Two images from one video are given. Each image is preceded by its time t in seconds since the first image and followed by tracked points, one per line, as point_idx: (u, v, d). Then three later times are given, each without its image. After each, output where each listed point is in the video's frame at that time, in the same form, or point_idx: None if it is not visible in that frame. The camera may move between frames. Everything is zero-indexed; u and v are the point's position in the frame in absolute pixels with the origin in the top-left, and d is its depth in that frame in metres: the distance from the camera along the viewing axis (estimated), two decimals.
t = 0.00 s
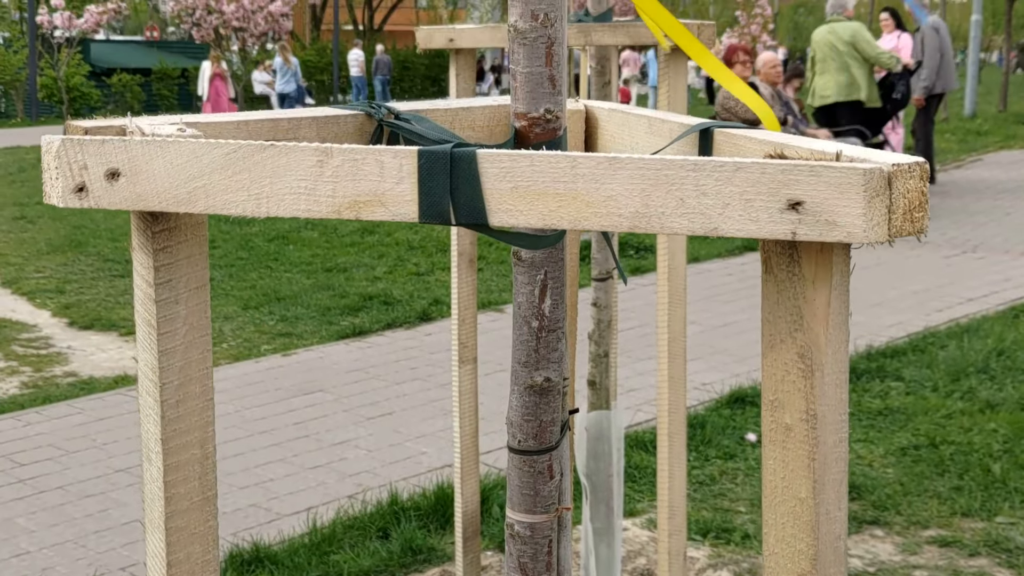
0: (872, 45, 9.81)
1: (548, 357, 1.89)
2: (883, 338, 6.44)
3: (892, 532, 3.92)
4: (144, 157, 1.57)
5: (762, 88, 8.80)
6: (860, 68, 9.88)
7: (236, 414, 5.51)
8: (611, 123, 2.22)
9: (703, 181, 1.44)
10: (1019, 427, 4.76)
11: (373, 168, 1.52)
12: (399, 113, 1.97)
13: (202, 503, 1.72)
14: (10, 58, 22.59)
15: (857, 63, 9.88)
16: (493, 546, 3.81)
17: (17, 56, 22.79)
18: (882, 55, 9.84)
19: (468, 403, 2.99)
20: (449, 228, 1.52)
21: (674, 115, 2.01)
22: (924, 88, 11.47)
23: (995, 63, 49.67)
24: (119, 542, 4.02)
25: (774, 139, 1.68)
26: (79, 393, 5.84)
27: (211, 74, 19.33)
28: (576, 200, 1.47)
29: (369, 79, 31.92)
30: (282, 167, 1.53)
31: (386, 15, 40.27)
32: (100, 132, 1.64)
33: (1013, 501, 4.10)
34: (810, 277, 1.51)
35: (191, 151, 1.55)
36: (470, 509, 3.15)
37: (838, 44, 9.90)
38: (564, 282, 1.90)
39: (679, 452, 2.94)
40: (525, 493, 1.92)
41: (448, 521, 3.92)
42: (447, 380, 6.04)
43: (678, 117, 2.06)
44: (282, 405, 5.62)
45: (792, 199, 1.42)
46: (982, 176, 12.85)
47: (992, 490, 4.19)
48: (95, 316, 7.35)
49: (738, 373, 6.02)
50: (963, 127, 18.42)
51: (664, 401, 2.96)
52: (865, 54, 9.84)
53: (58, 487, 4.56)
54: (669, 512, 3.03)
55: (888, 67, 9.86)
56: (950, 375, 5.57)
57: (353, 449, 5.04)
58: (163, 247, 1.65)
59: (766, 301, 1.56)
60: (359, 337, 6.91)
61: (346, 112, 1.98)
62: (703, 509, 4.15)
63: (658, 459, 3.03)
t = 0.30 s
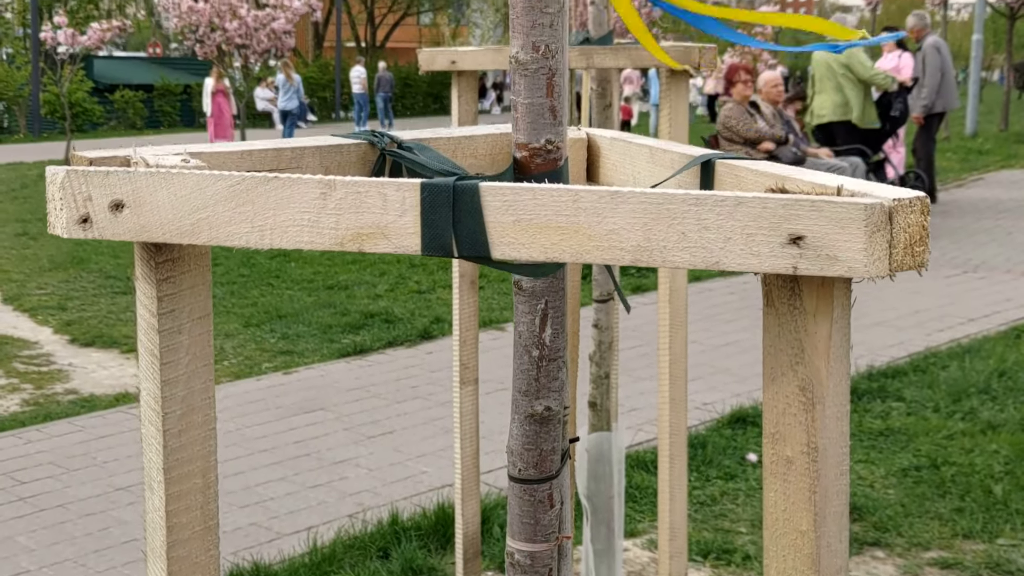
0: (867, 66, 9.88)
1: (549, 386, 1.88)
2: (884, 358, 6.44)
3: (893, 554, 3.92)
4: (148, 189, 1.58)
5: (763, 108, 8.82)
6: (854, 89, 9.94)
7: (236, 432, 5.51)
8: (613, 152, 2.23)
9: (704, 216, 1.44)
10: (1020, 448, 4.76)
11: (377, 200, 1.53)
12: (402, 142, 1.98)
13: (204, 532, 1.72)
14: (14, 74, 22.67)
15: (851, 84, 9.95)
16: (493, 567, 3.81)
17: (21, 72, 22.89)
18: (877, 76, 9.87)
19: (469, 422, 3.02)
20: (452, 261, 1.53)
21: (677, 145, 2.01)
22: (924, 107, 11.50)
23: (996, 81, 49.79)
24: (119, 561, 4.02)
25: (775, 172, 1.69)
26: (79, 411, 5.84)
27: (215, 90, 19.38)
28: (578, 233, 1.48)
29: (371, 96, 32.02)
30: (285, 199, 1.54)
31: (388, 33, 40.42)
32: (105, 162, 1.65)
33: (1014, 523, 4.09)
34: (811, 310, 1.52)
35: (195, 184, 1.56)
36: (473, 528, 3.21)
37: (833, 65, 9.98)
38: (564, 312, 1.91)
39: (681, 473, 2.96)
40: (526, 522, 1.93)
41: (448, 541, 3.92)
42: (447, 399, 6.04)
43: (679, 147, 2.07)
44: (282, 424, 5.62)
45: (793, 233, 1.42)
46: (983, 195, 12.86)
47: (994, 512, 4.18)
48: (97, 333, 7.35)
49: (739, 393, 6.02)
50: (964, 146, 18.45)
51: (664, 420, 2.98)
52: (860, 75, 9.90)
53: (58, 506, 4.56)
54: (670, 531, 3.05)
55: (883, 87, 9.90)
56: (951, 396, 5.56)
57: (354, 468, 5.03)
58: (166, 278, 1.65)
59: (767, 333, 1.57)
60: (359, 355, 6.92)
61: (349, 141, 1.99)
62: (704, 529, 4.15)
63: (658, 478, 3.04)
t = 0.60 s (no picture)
0: (868, 81, 9.85)
1: (548, 410, 1.89)
2: (885, 372, 6.43)
3: (895, 569, 3.91)
4: (144, 211, 1.58)
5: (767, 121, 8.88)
6: (855, 104, 9.92)
7: (236, 446, 5.50)
8: (611, 172, 2.23)
9: (700, 241, 1.45)
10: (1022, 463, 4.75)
11: (373, 224, 1.53)
12: (401, 163, 1.99)
13: (199, 554, 1.72)
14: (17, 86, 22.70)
15: (853, 99, 9.95)
16: None
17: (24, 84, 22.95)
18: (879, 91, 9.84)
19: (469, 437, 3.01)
20: (448, 284, 1.53)
21: (673, 167, 2.01)
22: (927, 121, 11.52)
23: (998, 94, 49.86)
24: None
25: (772, 196, 1.70)
26: (81, 424, 5.84)
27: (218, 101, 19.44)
28: (574, 257, 1.48)
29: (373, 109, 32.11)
30: (282, 222, 1.54)
31: (390, 46, 40.46)
32: (102, 186, 1.66)
33: (1016, 539, 4.08)
34: (807, 334, 1.52)
35: (192, 207, 1.57)
36: (473, 545, 3.22)
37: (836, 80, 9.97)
38: (563, 332, 1.92)
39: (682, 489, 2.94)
40: (523, 544, 1.93)
41: (449, 555, 3.91)
42: (448, 413, 6.03)
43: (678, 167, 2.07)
44: (283, 437, 5.63)
45: (788, 259, 1.43)
46: (986, 209, 12.86)
47: (995, 527, 4.18)
48: (98, 345, 7.36)
49: (740, 407, 6.01)
50: (965, 159, 18.45)
51: (664, 434, 2.96)
52: (862, 90, 9.88)
53: (59, 519, 4.56)
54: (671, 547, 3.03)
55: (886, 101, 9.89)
56: (952, 411, 5.56)
57: (354, 482, 5.03)
58: (163, 300, 1.65)
59: (763, 356, 1.57)
60: (360, 369, 6.91)
61: (347, 163, 2.00)
62: (704, 544, 4.15)
63: (659, 494, 3.04)
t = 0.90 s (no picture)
0: (878, 94, 9.83)
1: (548, 428, 1.89)
2: (885, 386, 6.41)
3: None
4: (143, 232, 1.59)
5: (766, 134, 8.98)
6: (866, 118, 9.91)
7: (236, 458, 5.50)
8: (609, 191, 2.23)
9: (698, 263, 1.45)
10: (1022, 477, 4.75)
11: (372, 245, 1.53)
12: (399, 182, 2.00)
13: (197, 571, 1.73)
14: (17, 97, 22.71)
15: (862, 112, 9.92)
16: None
17: (24, 96, 22.96)
18: (890, 105, 9.85)
19: (469, 453, 3.01)
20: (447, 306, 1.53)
21: (673, 186, 2.02)
22: (928, 134, 11.50)
23: (996, 106, 49.95)
24: None
25: (771, 217, 1.70)
26: (80, 436, 5.84)
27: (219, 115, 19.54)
28: (572, 278, 1.48)
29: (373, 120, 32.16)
30: (281, 244, 1.55)
31: (390, 57, 40.49)
32: (100, 205, 1.66)
33: (1015, 553, 4.08)
34: (804, 354, 1.52)
35: (190, 227, 1.57)
36: (472, 559, 3.21)
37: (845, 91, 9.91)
38: (563, 353, 1.92)
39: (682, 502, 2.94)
40: (524, 563, 1.94)
41: (449, 569, 3.90)
42: (448, 426, 6.03)
43: (677, 185, 2.07)
44: (283, 450, 5.62)
45: (787, 281, 1.43)
46: (986, 221, 12.87)
47: (995, 541, 4.17)
48: (98, 357, 7.36)
49: (739, 421, 6.01)
50: (966, 172, 18.45)
51: (665, 449, 2.96)
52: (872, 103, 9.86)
53: (58, 532, 4.55)
54: (671, 563, 3.02)
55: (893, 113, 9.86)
56: (952, 425, 5.56)
57: (354, 495, 5.03)
58: (162, 319, 1.66)
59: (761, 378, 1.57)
60: (360, 382, 6.91)
61: (346, 181, 2.00)
62: (704, 558, 4.14)
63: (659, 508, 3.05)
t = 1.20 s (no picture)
0: (886, 110, 9.83)
1: (545, 450, 1.89)
2: (883, 401, 6.41)
3: None
4: (142, 255, 1.59)
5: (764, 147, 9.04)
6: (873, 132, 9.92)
7: (233, 472, 5.50)
8: (607, 213, 2.23)
9: (696, 288, 1.45)
10: (1019, 493, 4.75)
11: (370, 269, 1.54)
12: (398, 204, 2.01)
13: None
14: (16, 109, 22.71)
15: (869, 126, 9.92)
16: None
17: (23, 107, 22.97)
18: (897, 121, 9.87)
19: (467, 468, 3.01)
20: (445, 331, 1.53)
21: (673, 208, 2.02)
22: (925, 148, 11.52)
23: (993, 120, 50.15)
24: None
25: (769, 240, 1.70)
26: (78, 450, 5.83)
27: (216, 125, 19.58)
28: (570, 303, 1.48)
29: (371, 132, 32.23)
30: (280, 267, 1.55)
31: (389, 69, 40.55)
32: (99, 229, 1.67)
33: (1014, 569, 4.08)
34: (802, 380, 1.52)
35: (189, 251, 1.57)
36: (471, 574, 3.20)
37: (853, 106, 9.86)
38: (560, 374, 1.92)
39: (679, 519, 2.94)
40: None
41: None
42: (446, 440, 6.03)
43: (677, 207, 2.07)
44: (280, 464, 5.62)
45: (783, 306, 1.43)
46: (984, 235, 12.88)
47: (993, 557, 4.18)
48: (96, 371, 7.35)
49: (737, 435, 6.01)
50: (964, 185, 18.48)
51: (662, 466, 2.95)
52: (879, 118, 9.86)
53: (55, 546, 4.55)
54: None
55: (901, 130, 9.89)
56: (950, 440, 5.56)
57: (351, 509, 5.02)
58: (161, 342, 1.66)
59: (758, 401, 1.57)
60: (358, 396, 6.90)
61: (344, 204, 2.00)
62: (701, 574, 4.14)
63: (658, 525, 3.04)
